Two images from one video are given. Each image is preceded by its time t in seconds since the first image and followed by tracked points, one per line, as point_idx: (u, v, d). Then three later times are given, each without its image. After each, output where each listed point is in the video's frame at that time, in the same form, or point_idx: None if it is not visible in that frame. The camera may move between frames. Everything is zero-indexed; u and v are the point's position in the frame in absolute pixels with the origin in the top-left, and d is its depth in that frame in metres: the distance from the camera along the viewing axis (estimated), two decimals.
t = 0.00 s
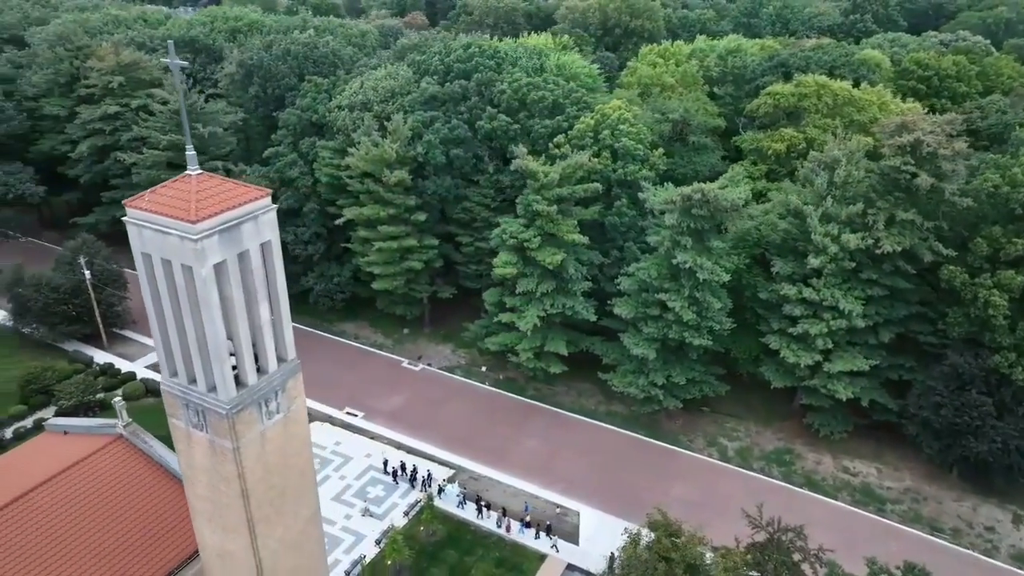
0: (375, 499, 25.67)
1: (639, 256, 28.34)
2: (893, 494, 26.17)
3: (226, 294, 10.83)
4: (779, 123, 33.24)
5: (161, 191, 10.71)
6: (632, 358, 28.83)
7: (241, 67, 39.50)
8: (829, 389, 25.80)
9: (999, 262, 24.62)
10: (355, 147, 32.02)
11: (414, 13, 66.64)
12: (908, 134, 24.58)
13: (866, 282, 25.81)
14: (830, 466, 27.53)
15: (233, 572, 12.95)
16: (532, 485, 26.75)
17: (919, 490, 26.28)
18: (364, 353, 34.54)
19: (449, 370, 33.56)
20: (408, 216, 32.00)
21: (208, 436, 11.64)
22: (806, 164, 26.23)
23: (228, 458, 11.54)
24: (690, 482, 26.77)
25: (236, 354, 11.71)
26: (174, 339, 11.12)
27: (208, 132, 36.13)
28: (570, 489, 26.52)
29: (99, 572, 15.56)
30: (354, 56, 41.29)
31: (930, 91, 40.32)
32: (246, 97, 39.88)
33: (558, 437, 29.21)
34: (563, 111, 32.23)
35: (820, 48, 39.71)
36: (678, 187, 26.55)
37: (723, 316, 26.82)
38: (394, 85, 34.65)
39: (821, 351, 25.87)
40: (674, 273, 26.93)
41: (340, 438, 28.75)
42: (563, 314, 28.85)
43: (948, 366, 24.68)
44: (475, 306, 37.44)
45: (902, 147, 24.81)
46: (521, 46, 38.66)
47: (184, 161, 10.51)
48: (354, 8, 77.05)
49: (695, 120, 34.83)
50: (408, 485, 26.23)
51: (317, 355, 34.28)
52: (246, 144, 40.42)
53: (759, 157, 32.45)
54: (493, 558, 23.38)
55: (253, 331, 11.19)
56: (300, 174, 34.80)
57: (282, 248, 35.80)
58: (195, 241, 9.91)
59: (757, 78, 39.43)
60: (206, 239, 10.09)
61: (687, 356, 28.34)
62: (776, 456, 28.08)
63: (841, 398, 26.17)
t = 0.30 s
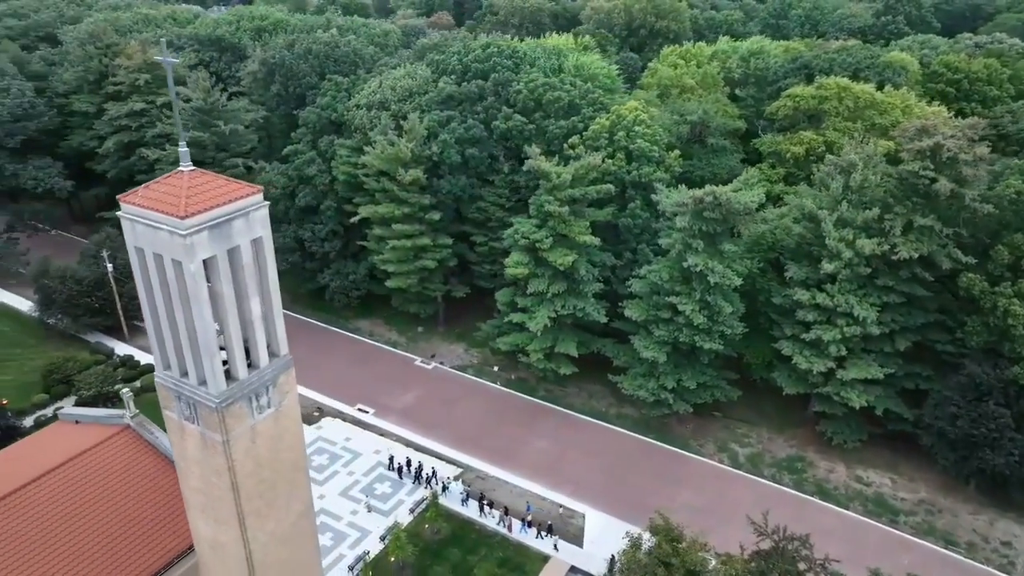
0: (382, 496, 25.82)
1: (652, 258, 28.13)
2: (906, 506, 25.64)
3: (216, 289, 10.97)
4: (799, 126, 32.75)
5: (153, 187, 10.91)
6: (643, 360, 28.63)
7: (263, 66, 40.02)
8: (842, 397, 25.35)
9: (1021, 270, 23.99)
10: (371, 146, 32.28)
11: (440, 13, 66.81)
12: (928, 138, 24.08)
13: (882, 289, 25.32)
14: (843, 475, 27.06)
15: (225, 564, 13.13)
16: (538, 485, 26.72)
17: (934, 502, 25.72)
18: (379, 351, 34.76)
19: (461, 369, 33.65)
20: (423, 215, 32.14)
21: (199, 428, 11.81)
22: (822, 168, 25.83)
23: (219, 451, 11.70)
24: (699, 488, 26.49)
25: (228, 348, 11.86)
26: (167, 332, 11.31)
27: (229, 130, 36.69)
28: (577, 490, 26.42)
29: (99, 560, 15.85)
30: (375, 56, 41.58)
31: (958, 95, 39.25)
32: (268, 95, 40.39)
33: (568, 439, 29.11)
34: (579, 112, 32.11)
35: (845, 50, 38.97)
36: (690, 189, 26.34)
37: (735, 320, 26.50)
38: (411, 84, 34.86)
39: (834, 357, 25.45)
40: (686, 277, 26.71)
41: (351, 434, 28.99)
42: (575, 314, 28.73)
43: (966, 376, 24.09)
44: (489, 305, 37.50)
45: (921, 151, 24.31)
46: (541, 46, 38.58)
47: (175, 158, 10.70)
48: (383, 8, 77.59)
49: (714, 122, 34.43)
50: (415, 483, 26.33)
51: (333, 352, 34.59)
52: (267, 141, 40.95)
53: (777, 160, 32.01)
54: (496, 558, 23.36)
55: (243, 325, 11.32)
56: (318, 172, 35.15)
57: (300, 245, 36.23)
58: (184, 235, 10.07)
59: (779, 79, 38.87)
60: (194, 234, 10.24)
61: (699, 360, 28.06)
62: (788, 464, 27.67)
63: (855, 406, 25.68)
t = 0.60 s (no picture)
0: (389, 493, 25.97)
1: (664, 261, 27.90)
2: (921, 517, 25.07)
3: (208, 284, 11.14)
4: (819, 128, 32.24)
5: (146, 183, 11.10)
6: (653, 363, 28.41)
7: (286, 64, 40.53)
8: (856, 405, 24.89)
9: None
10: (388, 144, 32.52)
11: (466, 13, 66.98)
12: (948, 142, 23.56)
13: (899, 296, 24.81)
14: (856, 484, 26.57)
15: (218, 555, 13.30)
16: (545, 486, 26.65)
17: (949, 515, 25.13)
18: (393, 349, 34.97)
19: (473, 368, 33.70)
20: (437, 213, 32.27)
21: (191, 421, 12.00)
22: (838, 172, 25.42)
23: (210, 444, 11.87)
24: (707, 493, 26.21)
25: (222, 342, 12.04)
26: (160, 325, 11.51)
27: (250, 127, 37.20)
28: (584, 493, 26.29)
29: (102, 549, 16.20)
30: (396, 55, 41.86)
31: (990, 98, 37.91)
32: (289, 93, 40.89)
33: (577, 441, 29.00)
34: (595, 113, 31.99)
35: (871, 52, 38.25)
36: (703, 191, 26.11)
37: (747, 325, 26.18)
38: (429, 84, 35.05)
39: (848, 365, 25.01)
40: (698, 280, 26.47)
41: (361, 431, 29.22)
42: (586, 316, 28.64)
43: (983, 387, 23.50)
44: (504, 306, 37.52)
45: (940, 156, 23.80)
46: (560, 46, 38.51)
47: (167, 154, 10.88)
48: (411, 8, 78.06)
49: (733, 124, 34.05)
50: (421, 481, 26.43)
51: (348, 348, 34.90)
52: (289, 139, 41.47)
53: (796, 164, 31.53)
54: (499, 558, 23.33)
55: (235, 320, 11.48)
56: (336, 170, 35.50)
57: (317, 242, 36.61)
58: (173, 230, 10.24)
59: (802, 82, 38.29)
60: (184, 229, 10.40)
61: (710, 365, 27.77)
62: (799, 471, 27.25)
63: (868, 415, 25.20)
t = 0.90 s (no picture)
0: (395, 490, 26.08)
1: (676, 264, 27.65)
2: (935, 530, 24.49)
3: (200, 279, 11.31)
4: (840, 132, 31.70)
5: (141, 178, 11.33)
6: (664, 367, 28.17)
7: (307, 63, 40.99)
8: (869, 413, 24.43)
9: None
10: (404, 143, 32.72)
11: (491, 13, 67.00)
12: (968, 147, 23.03)
13: (915, 303, 24.29)
14: (868, 494, 26.06)
15: (211, 547, 13.46)
16: (551, 488, 26.56)
17: (964, 529, 24.53)
18: (407, 347, 35.15)
19: (485, 368, 33.73)
20: (451, 213, 32.38)
21: (184, 413, 12.19)
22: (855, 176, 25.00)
23: (201, 437, 12.03)
24: (716, 499, 25.90)
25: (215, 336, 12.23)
26: (155, 318, 11.74)
27: (270, 125, 37.69)
28: (590, 496, 26.15)
29: (103, 536, 16.58)
30: (417, 55, 42.09)
31: (1021, 102, 36.84)
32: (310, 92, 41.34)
33: (586, 443, 28.86)
34: (610, 114, 31.84)
35: (897, 54, 37.51)
36: (716, 194, 25.86)
37: (759, 330, 25.83)
38: (447, 83, 35.19)
39: (861, 372, 24.55)
40: (710, 284, 26.20)
41: (371, 427, 29.41)
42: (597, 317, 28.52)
43: (1001, 398, 22.90)
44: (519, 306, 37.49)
45: (960, 161, 23.26)
46: (580, 47, 38.38)
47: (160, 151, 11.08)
48: (439, 9, 78.36)
49: (753, 126, 33.63)
50: (428, 479, 26.51)
51: (362, 345, 35.17)
52: (310, 137, 41.92)
53: (815, 167, 31.04)
54: (502, 558, 23.31)
55: (227, 315, 11.64)
56: (353, 168, 35.80)
57: (334, 239, 36.96)
58: (163, 225, 10.43)
59: (825, 84, 37.68)
60: (175, 225, 10.58)
61: (722, 370, 27.46)
62: (810, 480, 26.82)
63: (882, 424, 24.71)
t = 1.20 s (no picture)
0: (402, 487, 26.21)
1: (689, 267, 27.40)
2: (948, 544, 23.92)
3: (192, 273, 11.53)
4: (861, 135, 31.15)
5: (137, 174, 11.58)
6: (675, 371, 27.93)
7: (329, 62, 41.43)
8: (881, 422, 23.97)
9: None
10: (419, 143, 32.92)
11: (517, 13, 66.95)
12: (988, 152, 22.49)
13: (932, 311, 23.78)
14: (881, 505, 25.56)
15: (205, 538, 13.66)
16: (558, 490, 26.47)
17: (979, 543, 23.93)
18: (421, 345, 35.32)
19: (497, 367, 33.75)
20: (466, 212, 32.47)
21: (178, 406, 12.40)
22: (871, 181, 24.55)
23: (194, 430, 12.21)
24: (724, 505, 25.61)
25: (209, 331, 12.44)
26: (149, 311, 11.98)
27: (290, 123, 38.16)
28: (596, 499, 26.02)
29: (107, 525, 16.93)
30: (437, 54, 42.27)
31: None
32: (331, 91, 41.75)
33: (595, 446, 28.71)
34: (626, 114, 31.65)
35: (924, 56, 36.75)
36: (728, 197, 25.61)
37: (771, 335, 25.48)
38: (464, 83, 35.32)
39: (874, 380, 24.10)
40: (722, 288, 25.93)
41: (381, 424, 29.61)
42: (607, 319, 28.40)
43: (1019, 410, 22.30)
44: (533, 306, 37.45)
45: (980, 166, 22.73)
46: (599, 48, 38.23)
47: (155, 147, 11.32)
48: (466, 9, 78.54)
49: (772, 129, 33.19)
50: (434, 477, 26.61)
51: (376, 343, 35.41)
52: (330, 135, 42.35)
53: (834, 171, 30.54)
54: (504, 558, 23.30)
55: (219, 310, 11.85)
56: (370, 166, 36.08)
57: (351, 237, 37.27)
58: (155, 220, 10.66)
59: (848, 86, 37.05)
60: (166, 220, 10.81)
61: (733, 375, 27.15)
62: (822, 489, 26.38)
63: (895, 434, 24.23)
